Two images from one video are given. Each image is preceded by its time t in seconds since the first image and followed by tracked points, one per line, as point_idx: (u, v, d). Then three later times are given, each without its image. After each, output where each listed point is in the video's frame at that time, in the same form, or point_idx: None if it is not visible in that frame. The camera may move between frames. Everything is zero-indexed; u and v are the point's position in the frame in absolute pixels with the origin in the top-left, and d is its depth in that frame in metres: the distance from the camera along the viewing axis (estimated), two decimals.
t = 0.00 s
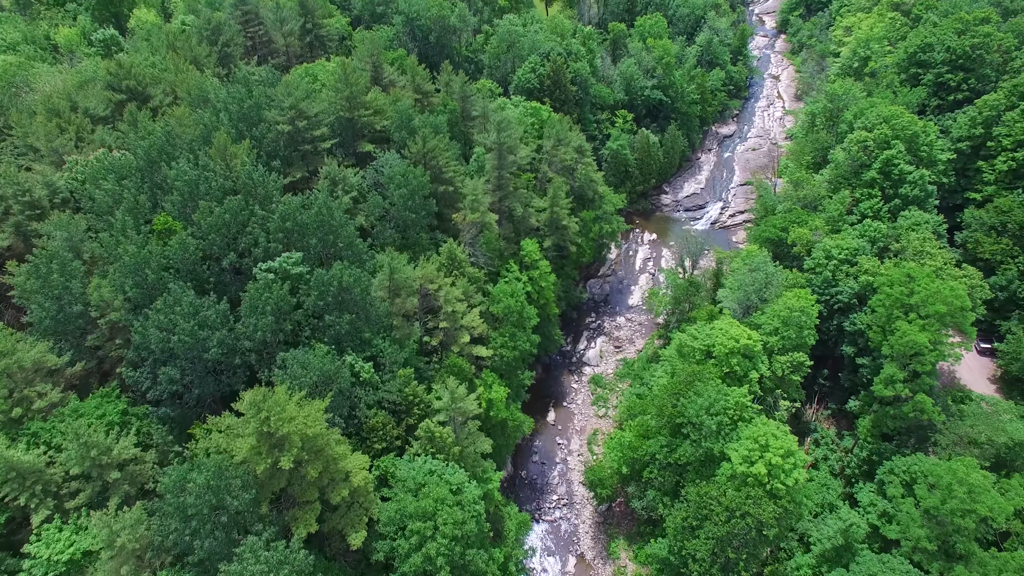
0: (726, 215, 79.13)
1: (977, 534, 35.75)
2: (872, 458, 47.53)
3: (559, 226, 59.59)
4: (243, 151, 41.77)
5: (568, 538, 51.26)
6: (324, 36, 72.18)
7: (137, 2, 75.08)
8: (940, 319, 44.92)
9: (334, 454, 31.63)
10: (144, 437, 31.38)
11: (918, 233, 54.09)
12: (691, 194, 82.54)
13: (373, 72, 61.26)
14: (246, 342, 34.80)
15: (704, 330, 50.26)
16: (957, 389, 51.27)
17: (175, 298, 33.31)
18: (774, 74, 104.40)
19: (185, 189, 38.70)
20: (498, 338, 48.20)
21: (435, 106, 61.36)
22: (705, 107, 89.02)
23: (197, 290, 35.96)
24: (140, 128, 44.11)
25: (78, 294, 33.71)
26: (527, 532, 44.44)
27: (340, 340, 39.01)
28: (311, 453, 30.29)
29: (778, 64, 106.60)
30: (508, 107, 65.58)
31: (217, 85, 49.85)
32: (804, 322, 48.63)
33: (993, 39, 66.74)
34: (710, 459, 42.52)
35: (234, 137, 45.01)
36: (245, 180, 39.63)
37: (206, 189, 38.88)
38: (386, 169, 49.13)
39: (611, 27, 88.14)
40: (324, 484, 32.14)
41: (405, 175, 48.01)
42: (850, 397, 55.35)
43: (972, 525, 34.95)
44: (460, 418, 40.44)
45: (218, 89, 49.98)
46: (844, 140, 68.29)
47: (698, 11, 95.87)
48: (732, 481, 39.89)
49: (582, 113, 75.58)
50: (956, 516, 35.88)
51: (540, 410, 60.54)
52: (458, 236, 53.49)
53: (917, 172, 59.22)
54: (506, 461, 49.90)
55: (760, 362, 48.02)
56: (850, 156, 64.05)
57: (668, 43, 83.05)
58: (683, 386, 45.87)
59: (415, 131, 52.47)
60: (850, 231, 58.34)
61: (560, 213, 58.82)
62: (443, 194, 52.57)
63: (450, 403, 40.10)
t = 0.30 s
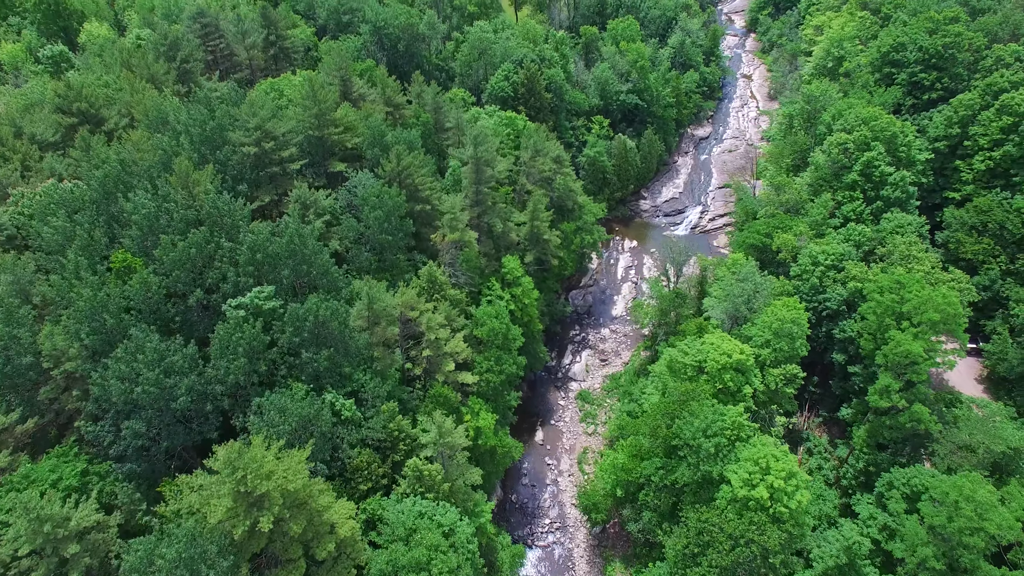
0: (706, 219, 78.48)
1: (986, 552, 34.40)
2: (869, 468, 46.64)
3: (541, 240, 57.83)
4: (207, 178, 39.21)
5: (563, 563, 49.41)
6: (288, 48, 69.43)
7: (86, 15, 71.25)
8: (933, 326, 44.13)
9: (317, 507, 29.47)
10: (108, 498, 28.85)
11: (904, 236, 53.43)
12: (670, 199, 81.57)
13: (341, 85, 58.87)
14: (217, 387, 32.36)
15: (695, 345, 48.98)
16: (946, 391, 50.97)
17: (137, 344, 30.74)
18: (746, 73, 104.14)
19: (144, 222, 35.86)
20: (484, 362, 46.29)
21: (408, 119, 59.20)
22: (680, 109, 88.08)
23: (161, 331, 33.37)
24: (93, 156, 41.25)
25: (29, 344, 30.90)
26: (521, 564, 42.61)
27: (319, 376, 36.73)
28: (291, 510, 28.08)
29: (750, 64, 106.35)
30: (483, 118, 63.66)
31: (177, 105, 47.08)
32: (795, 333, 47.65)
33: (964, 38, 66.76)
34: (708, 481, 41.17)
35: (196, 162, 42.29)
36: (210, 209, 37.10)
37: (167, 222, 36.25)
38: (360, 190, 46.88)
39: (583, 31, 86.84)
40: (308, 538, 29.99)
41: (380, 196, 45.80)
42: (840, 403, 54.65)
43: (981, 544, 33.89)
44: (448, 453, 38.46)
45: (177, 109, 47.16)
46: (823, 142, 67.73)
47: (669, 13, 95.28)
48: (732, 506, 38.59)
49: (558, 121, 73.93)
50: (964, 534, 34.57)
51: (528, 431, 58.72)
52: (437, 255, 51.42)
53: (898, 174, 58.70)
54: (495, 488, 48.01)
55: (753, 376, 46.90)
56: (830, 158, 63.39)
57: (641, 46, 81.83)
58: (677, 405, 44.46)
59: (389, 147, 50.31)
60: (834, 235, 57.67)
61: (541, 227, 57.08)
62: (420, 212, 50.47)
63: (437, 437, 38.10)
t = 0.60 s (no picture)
0: (687, 225, 77.59)
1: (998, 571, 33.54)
2: (867, 481, 45.41)
3: (523, 255, 56.08)
4: (169, 208, 36.61)
5: None
6: (252, 61, 66.55)
7: (34, 30, 67.46)
8: (928, 335, 43.33)
9: (303, 567, 27.28)
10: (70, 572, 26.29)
11: (890, 241, 52.83)
12: (650, 205, 80.50)
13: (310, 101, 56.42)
14: (188, 439, 29.92)
15: (686, 361, 47.57)
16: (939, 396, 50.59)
17: (97, 399, 28.21)
18: (719, 74, 103.73)
19: (102, 260, 33.18)
20: (471, 389, 44.37)
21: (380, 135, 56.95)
22: (656, 113, 87.07)
23: (124, 380, 30.79)
24: (44, 187, 38.30)
25: None
26: None
27: (298, 417, 34.48)
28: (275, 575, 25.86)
29: (722, 64, 105.97)
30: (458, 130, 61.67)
31: (134, 128, 44.22)
32: (788, 345, 46.58)
33: (938, 38, 66.57)
34: (709, 506, 39.75)
35: (157, 190, 39.61)
36: (174, 244, 34.49)
37: (127, 259, 33.63)
38: (335, 213, 44.61)
39: (556, 35, 85.34)
40: None
41: (356, 219, 43.53)
42: (833, 411, 53.90)
43: (994, 564, 32.93)
44: (438, 490, 36.50)
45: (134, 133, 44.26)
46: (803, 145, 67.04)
47: (642, 15, 94.24)
48: (736, 532, 37.22)
49: (535, 129, 72.21)
50: (975, 554, 33.66)
51: (518, 452, 56.85)
52: (418, 277, 49.28)
53: (881, 176, 58.17)
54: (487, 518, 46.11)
55: (747, 391, 45.69)
56: (812, 162, 62.70)
57: (616, 51, 80.53)
58: (673, 426, 43.02)
59: (363, 166, 48.05)
60: (820, 241, 56.90)
61: (523, 242, 55.34)
62: (398, 233, 48.34)
63: (427, 475, 36.11)
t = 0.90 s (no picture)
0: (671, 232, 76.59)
1: None
2: (869, 495, 44.37)
3: (509, 272, 54.33)
4: (134, 243, 34.21)
5: None
6: (220, 75, 64.00)
7: None
8: (928, 347, 42.47)
9: None
10: None
11: (882, 248, 52.11)
12: (633, 211, 79.35)
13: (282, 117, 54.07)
14: (162, 497, 27.67)
15: (683, 380, 46.16)
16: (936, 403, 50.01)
17: (60, 462, 25.85)
18: (697, 75, 103.10)
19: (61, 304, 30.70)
20: (461, 418, 42.57)
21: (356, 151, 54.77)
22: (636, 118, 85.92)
23: (88, 436, 28.39)
24: None
25: None
26: None
27: (281, 463, 32.34)
28: None
29: (699, 66, 105.37)
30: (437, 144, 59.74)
31: (94, 155, 41.57)
32: (786, 360, 45.48)
33: (918, 38, 66.21)
34: (713, 532, 38.42)
35: (121, 222, 37.11)
36: (140, 283, 32.09)
37: (88, 302, 31.19)
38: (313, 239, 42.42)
39: (533, 41, 83.74)
40: None
41: (335, 245, 41.38)
42: (829, 421, 53.08)
43: None
44: (432, 532, 34.61)
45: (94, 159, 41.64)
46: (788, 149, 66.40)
47: (618, 19, 93.08)
48: (743, 560, 35.94)
49: (515, 139, 70.44)
50: None
51: (511, 475, 54.97)
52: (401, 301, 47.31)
53: (868, 181, 57.49)
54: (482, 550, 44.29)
55: (746, 409, 44.54)
56: (798, 167, 61.88)
57: (594, 56, 79.16)
58: (672, 449, 41.60)
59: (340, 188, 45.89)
60: (810, 248, 56.03)
61: (508, 258, 53.59)
62: (379, 256, 46.28)
63: (420, 517, 34.21)
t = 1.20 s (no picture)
0: (659, 239, 75.42)
1: None
2: (874, 512, 43.37)
3: (500, 290, 52.49)
4: (101, 281, 31.89)
5: None
6: (190, 91, 61.40)
7: None
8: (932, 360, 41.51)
9: None
10: None
11: (877, 256, 51.29)
12: (620, 219, 78.05)
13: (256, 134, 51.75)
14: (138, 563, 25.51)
15: (682, 401, 44.70)
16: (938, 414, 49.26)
17: (22, 532, 23.58)
18: (678, 78, 102.27)
19: (21, 352, 28.32)
20: (455, 449, 40.80)
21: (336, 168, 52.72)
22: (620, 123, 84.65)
23: (53, 498, 26.09)
24: None
25: None
26: None
27: (267, 513, 30.28)
28: None
29: (680, 68, 104.55)
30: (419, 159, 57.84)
31: (55, 182, 38.99)
32: (786, 377, 44.37)
33: (902, 40, 65.65)
34: (721, 560, 37.07)
35: (87, 256, 34.69)
36: (107, 325, 29.67)
37: (51, 348, 28.85)
38: (293, 266, 40.29)
39: (513, 47, 81.98)
40: None
41: (317, 273, 39.27)
42: (828, 433, 52.18)
43: None
44: None
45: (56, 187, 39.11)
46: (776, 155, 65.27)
47: (598, 23, 91.74)
48: None
49: (498, 148, 68.61)
50: None
51: (506, 499, 52.87)
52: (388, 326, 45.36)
53: (859, 187, 56.67)
54: None
55: (747, 428, 43.29)
56: (787, 173, 60.93)
57: (576, 62, 77.64)
58: (675, 475, 40.23)
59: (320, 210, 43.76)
60: (803, 256, 55.03)
61: (498, 276, 51.77)
62: (364, 280, 44.26)
63: (416, 563, 32.37)
